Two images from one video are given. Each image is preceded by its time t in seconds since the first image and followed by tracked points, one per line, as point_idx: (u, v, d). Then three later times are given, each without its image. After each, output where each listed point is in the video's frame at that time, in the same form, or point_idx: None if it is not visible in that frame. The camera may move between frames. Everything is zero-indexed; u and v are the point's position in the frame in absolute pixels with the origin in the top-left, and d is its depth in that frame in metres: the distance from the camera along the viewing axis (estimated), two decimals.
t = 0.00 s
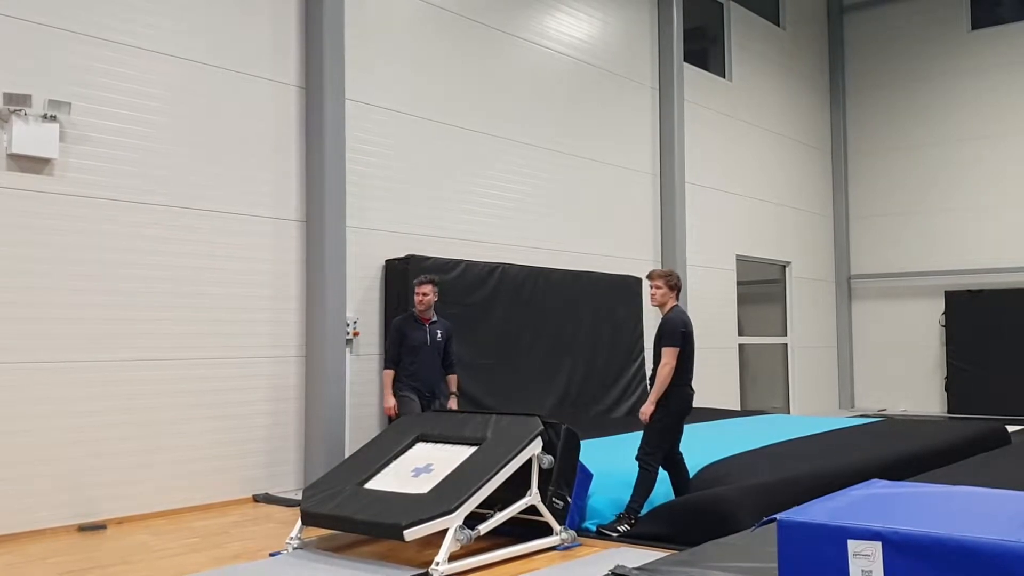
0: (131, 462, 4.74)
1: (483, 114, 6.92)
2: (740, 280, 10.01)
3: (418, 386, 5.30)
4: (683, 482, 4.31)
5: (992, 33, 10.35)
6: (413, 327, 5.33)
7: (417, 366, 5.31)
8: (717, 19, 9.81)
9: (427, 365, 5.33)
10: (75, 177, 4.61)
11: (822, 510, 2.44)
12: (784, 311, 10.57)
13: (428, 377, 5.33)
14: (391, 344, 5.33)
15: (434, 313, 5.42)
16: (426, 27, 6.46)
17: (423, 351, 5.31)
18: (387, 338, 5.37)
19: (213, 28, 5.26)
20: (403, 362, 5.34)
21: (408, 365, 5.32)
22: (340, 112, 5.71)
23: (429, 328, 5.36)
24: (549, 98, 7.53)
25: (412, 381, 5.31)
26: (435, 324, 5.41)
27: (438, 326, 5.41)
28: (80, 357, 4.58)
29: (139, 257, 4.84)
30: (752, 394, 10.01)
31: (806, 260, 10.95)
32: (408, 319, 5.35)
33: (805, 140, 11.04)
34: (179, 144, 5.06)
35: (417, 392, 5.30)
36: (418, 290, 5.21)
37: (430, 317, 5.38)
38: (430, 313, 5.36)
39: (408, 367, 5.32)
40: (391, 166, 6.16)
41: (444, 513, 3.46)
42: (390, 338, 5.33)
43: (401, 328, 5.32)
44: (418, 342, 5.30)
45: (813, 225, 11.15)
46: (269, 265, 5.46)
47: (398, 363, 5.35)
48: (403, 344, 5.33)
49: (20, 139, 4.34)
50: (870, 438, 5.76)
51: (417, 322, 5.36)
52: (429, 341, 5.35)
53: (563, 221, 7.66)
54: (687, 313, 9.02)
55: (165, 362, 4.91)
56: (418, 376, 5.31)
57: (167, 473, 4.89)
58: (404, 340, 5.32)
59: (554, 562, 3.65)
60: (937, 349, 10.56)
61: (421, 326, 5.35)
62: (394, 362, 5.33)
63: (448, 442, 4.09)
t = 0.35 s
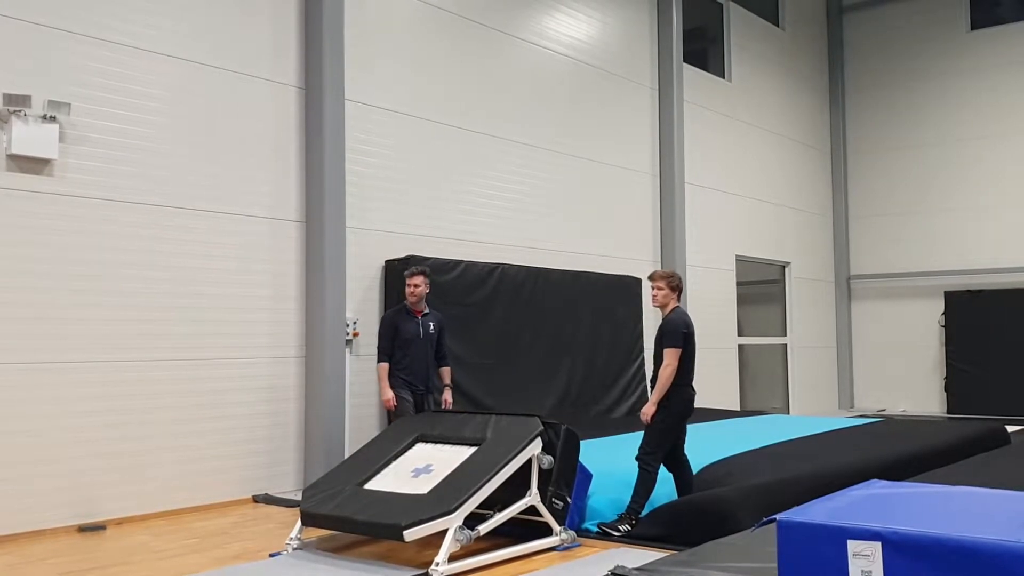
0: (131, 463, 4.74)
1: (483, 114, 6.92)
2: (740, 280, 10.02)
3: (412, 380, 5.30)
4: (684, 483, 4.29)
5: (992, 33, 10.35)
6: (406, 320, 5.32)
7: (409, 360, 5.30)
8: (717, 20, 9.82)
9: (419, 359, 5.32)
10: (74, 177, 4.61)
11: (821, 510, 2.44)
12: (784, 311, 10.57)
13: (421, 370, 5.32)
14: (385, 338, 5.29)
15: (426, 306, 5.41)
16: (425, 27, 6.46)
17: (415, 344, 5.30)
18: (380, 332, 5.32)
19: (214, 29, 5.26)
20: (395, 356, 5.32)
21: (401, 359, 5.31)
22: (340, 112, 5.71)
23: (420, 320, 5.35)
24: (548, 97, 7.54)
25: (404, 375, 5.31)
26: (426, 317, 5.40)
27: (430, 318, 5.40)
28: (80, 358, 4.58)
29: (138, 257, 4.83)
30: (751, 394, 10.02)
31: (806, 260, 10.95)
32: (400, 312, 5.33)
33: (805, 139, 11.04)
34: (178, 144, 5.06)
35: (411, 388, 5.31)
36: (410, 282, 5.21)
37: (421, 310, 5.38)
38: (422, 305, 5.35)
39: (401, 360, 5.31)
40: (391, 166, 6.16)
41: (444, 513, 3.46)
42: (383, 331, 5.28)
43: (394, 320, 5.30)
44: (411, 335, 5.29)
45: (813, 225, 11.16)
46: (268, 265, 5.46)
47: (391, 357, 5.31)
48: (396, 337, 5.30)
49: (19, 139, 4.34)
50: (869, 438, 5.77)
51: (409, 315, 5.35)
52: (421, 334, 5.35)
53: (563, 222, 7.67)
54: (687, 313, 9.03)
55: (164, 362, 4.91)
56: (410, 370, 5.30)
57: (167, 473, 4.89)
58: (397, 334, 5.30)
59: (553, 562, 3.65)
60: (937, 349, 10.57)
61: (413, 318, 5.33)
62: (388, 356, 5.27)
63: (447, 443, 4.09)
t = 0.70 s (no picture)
0: (131, 463, 4.74)
1: (483, 114, 6.92)
2: (740, 280, 10.03)
3: (409, 376, 5.28)
4: (683, 481, 4.30)
5: (992, 33, 10.35)
6: (399, 312, 5.31)
7: (403, 353, 5.29)
8: (716, 20, 9.82)
9: (414, 351, 5.31)
10: (74, 177, 4.61)
11: (821, 511, 2.44)
12: (784, 311, 10.57)
13: (417, 364, 5.32)
14: (378, 331, 5.27)
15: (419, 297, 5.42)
16: (425, 27, 6.46)
17: (410, 336, 5.29)
18: (374, 325, 5.30)
19: (214, 29, 5.26)
20: (389, 349, 5.30)
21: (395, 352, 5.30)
22: (340, 112, 5.71)
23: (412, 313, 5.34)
24: (548, 97, 7.54)
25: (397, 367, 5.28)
26: (419, 309, 5.41)
27: (423, 310, 5.41)
28: (80, 358, 4.58)
29: (138, 257, 4.83)
30: (752, 394, 10.02)
31: (806, 260, 10.95)
32: (393, 304, 5.32)
33: (805, 139, 11.04)
34: (178, 144, 5.06)
35: (407, 383, 5.27)
36: (403, 273, 5.18)
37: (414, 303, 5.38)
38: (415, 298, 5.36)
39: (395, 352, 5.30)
40: (391, 166, 6.16)
41: (444, 513, 3.46)
42: (377, 324, 5.26)
43: (387, 313, 5.28)
44: (404, 327, 5.28)
45: (813, 225, 11.16)
46: (268, 265, 5.46)
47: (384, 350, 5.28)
48: (390, 330, 5.29)
49: (19, 139, 4.34)
50: (869, 437, 5.77)
51: (402, 307, 5.34)
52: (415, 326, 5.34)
53: (563, 222, 7.67)
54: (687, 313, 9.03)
55: (164, 362, 4.91)
56: (403, 362, 5.28)
57: (167, 473, 4.89)
58: (391, 327, 5.28)
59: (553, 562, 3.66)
60: (936, 350, 10.57)
61: (406, 310, 5.32)
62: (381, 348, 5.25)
63: (447, 443, 4.09)
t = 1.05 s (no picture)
0: (131, 463, 4.74)
1: (482, 114, 6.92)
2: (740, 280, 10.03)
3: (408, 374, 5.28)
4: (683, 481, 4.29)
5: (992, 33, 10.35)
6: (397, 311, 5.32)
7: (402, 351, 5.28)
8: (716, 20, 9.82)
9: (414, 349, 5.31)
10: (74, 177, 4.61)
11: (822, 510, 2.44)
12: (784, 311, 10.56)
13: (417, 363, 5.32)
14: (376, 330, 5.27)
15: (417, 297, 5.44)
16: (425, 27, 6.46)
17: (410, 334, 5.30)
18: (371, 325, 5.29)
19: (213, 29, 5.26)
20: (388, 348, 5.30)
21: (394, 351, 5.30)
22: (339, 113, 5.71)
23: (410, 311, 5.36)
24: (548, 98, 7.54)
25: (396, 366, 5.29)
26: (417, 308, 5.42)
27: (421, 309, 5.43)
28: (80, 358, 4.58)
29: (137, 257, 4.83)
30: (751, 394, 10.02)
31: (806, 260, 10.95)
32: (391, 304, 5.33)
33: (805, 139, 11.03)
34: (178, 143, 5.06)
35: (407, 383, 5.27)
36: (399, 272, 5.17)
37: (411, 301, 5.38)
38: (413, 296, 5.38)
39: (393, 351, 5.30)
40: (390, 167, 6.16)
41: (445, 513, 3.45)
42: (375, 324, 5.26)
43: (384, 312, 5.29)
44: (404, 326, 5.30)
45: (813, 225, 11.15)
46: (268, 265, 5.46)
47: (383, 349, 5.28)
48: (389, 329, 5.29)
49: (19, 139, 4.34)
50: (869, 438, 5.77)
51: (400, 306, 5.35)
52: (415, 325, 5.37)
53: (563, 222, 7.67)
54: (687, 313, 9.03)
55: (164, 363, 4.91)
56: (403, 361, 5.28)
57: (167, 473, 4.89)
58: (389, 326, 5.28)
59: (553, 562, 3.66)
60: (936, 350, 10.57)
61: (403, 309, 5.33)
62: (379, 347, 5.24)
63: (447, 443, 4.09)
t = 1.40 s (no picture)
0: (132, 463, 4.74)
1: (482, 114, 6.92)
2: (740, 280, 10.03)
3: (413, 373, 5.27)
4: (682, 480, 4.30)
5: (992, 33, 10.35)
6: (401, 310, 5.34)
7: (407, 351, 5.29)
8: (717, 20, 9.83)
9: (419, 349, 5.31)
10: (74, 177, 4.61)
11: (822, 510, 2.43)
12: (784, 312, 10.56)
13: (421, 362, 5.31)
14: (382, 330, 5.27)
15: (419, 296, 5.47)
16: (425, 27, 6.47)
17: (415, 332, 5.31)
18: (376, 324, 5.31)
19: (213, 29, 5.26)
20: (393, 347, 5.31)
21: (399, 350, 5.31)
22: (339, 113, 5.71)
23: (414, 310, 5.39)
24: (548, 98, 7.54)
25: (401, 367, 5.30)
26: (419, 308, 5.46)
27: (424, 308, 5.44)
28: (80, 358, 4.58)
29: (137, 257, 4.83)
30: (751, 394, 10.02)
31: (806, 260, 10.96)
32: (394, 303, 5.36)
33: (805, 139, 11.03)
34: (178, 143, 5.06)
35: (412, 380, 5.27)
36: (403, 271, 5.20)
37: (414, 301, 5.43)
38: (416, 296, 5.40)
39: (398, 350, 5.30)
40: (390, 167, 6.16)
41: (445, 513, 3.45)
42: (381, 322, 5.27)
43: (389, 310, 5.31)
44: (408, 325, 5.31)
45: (813, 225, 11.16)
46: (268, 265, 5.45)
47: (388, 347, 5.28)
48: (394, 328, 5.30)
49: (19, 139, 4.35)
50: (869, 438, 5.77)
51: (404, 305, 5.38)
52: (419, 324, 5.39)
53: (562, 222, 7.66)
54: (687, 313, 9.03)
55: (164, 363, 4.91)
56: (409, 361, 5.28)
57: (167, 473, 4.89)
58: (395, 324, 5.30)
59: (553, 562, 3.65)
60: (936, 350, 10.57)
61: (406, 308, 5.36)
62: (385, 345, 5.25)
63: (447, 443, 4.09)
